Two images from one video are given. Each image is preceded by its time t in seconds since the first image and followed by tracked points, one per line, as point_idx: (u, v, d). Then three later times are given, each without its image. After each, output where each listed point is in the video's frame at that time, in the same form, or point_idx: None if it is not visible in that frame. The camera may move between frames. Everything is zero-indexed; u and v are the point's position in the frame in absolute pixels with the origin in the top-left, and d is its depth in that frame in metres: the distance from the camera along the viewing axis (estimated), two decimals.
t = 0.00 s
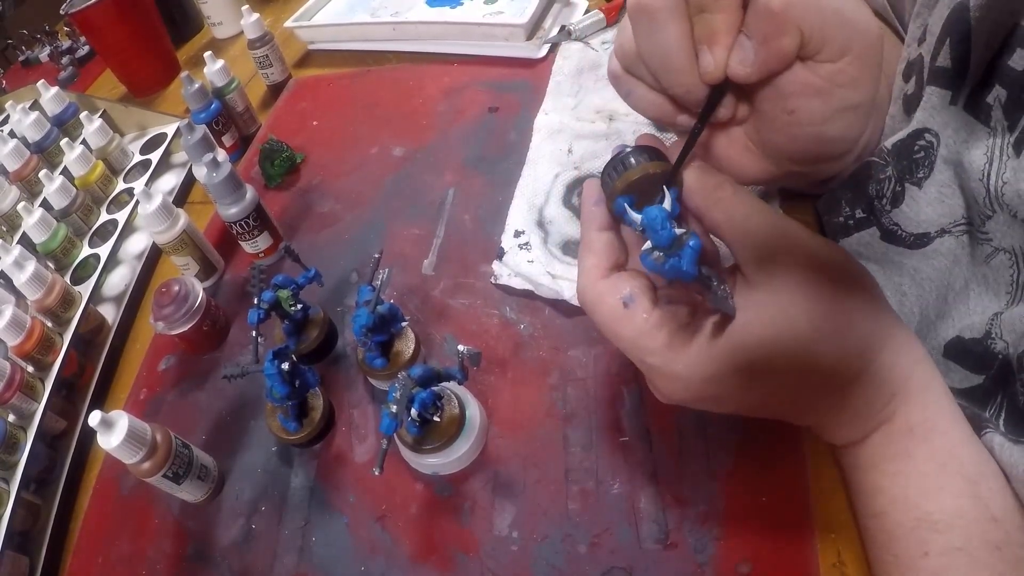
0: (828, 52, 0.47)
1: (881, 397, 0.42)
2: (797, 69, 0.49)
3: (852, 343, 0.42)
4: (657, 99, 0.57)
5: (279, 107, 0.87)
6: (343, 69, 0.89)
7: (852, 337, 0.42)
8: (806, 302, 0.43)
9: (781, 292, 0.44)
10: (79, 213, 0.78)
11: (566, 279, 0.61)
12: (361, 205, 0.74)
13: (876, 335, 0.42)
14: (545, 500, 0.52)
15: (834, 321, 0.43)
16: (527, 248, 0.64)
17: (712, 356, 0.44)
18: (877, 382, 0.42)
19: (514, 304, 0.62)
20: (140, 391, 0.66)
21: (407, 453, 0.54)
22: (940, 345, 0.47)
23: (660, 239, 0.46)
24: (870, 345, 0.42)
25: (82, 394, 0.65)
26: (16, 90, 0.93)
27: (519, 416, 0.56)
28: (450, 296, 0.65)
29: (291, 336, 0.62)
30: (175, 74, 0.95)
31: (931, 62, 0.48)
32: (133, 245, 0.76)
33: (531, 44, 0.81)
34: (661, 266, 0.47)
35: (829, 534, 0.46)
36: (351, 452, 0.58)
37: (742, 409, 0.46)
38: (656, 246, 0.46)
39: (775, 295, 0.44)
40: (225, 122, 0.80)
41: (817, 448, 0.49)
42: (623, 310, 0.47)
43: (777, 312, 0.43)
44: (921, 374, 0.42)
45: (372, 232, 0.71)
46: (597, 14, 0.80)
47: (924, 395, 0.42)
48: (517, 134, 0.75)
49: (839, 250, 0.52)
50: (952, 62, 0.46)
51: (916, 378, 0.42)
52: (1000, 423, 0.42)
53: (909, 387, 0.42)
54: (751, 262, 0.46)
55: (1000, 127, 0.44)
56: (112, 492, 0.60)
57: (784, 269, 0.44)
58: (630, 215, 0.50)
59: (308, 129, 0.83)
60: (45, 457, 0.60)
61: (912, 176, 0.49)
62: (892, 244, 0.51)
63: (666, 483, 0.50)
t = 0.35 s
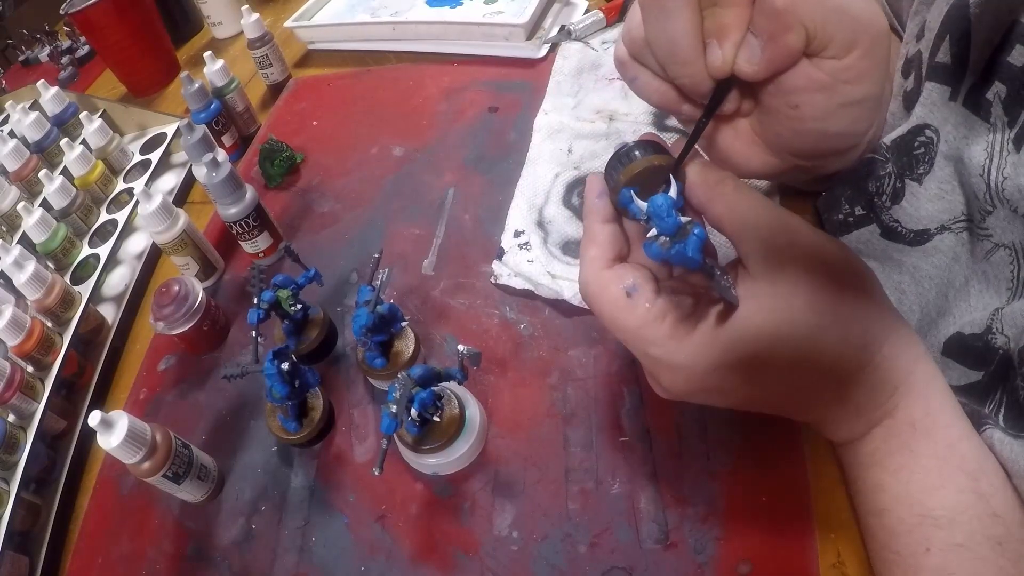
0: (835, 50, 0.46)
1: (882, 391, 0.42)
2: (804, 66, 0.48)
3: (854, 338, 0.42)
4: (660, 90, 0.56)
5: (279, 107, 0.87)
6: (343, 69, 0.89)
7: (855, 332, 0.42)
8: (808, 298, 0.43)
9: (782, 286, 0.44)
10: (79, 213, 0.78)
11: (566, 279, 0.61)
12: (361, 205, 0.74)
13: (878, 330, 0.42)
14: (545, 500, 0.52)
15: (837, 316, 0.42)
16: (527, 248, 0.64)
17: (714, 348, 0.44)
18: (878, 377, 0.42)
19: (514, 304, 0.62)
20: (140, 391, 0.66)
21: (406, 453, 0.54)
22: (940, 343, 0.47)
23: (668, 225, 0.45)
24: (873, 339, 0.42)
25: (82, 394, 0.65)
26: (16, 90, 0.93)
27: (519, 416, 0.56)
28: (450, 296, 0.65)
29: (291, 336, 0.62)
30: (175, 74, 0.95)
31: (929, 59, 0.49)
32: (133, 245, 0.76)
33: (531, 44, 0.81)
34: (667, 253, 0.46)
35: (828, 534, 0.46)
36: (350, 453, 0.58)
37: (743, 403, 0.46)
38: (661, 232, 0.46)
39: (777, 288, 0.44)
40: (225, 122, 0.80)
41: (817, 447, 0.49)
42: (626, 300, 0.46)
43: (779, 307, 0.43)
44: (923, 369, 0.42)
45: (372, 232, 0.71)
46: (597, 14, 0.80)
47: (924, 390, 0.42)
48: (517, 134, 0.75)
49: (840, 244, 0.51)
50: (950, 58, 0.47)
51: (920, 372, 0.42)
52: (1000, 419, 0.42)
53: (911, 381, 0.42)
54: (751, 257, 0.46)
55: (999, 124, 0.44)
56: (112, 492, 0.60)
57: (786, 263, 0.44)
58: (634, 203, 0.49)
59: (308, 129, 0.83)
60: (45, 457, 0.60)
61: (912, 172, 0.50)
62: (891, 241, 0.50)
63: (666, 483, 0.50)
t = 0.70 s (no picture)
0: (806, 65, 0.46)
1: (883, 389, 0.42)
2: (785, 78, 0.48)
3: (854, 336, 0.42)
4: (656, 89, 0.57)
5: (279, 107, 0.87)
6: (342, 69, 0.90)
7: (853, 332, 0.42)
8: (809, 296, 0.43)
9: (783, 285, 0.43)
10: (79, 213, 0.78)
11: (566, 279, 0.61)
12: (361, 205, 0.74)
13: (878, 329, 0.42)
14: (545, 500, 0.52)
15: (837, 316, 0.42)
16: (527, 248, 0.64)
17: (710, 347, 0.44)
18: (879, 377, 0.42)
19: (514, 304, 0.62)
20: (140, 391, 0.66)
21: (406, 453, 0.54)
22: (940, 342, 0.47)
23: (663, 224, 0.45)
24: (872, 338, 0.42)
25: (82, 394, 0.65)
26: (16, 90, 0.93)
27: (519, 416, 0.56)
28: (450, 296, 0.65)
29: (291, 336, 0.62)
30: (175, 74, 0.95)
31: (931, 61, 0.49)
32: (133, 245, 0.76)
33: (531, 44, 0.81)
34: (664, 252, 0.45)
35: (828, 534, 0.46)
36: (351, 453, 0.58)
37: (743, 402, 0.46)
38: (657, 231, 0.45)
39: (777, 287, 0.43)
40: (225, 122, 0.80)
41: (817, 447, 0.49)
42: (630, 297, 0.47)
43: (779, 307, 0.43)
44: (922, 368, 0.42)
45: (372, 232, 0.71)
46: (597, 14, 0.80)
47: (923, 389, 0.42)
48: (517, 134, 0.75)
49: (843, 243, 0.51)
50: (950, 60, 0.47)
51: (920, 371, 0.42)
52: (1000, 419, 0.42)
53: (911, 379, 0.42)
54: (749, 256, 0.45)
55: (998, 125, 0.44)
56: (112, 492, 0.60)
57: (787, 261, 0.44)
58: (630, 205, 0.49)
59: (308, 129, 0.83)
60: (45, 457, 0.60)
61: (912, 173, 0.49)
62: (892, 240, 0.50)
63: (666, 483, 0.50)
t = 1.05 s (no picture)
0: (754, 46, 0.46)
1: (873, 406, 0.40)
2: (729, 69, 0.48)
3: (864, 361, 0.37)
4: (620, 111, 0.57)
5: (279, 107, 0.87)
6: (343, 69, 0.90)
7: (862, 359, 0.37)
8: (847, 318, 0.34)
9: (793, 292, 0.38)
10: (79, 213, 0.77)
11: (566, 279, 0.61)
12: (361, 205, 0.74)
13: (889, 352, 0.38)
14: (545, 500, 0.52)
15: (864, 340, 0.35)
16: (527, 248, 0.64)
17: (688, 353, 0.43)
18: (877, 395, 0.40)
19: (513, 304, 0.62)
20: (140, 391, 0.66)
21: (407, 453, 0.54)
22: (944, 343, 0.47)
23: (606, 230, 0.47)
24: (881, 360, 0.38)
25: (82, 394, 0.65)
26: (17, 90, 0.93)
27: (519, 416, 0.56)
28: (450, 296, 0.65)
29: (291, 337, 0.62)
30: (175, 74, 0.95)
31: (935, 56, 0.48)
32: (133, 245, 0.76)
33: (531, 44, 0.81)
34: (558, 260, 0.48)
35: (828, 534, 0.46)
36: (351, 453, 0.58)
37: (730, 399, 0.45)
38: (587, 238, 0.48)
39: (813, 304, 0.33)
40: (225, 122, 0.80)
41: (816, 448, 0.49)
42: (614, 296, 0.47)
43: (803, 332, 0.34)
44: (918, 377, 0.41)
45: (372, 232, 0.71)
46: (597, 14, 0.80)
47: (922, 396, 0.40)
48: (517, 134, 0.75)
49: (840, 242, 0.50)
50: (957, 55, 0.46)
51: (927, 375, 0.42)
52: (1002, 422, 0.42)
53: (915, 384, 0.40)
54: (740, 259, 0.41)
55: (1007, 120, 0.45)
56: (112, 492, 0.60)
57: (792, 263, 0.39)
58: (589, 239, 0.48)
59: (308, 129, 0.83)
60: (46, 457, 0.60)
61: (917, 166, 0.49)
62: (896, 236, 0.50)
63: (666, 483, 0.50)
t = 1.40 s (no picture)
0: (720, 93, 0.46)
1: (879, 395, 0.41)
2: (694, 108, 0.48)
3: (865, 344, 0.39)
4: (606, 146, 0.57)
5: (279, 107, 0.87)
6: (343, 69, 0.89)
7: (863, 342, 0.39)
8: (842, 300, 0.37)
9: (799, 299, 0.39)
10: (79, 213, 0.77)
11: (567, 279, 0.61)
12: (361, 205, 0.74)
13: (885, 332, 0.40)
14: (545, 500, 0.52)
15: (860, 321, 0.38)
16: (528, 248, 0.64)
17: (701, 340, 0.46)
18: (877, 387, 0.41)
19: (514, 305, 0.62)
20: (140, 391, 0.66)
21: (407, 453, 0.54)
22: (948, 346, 0.46)
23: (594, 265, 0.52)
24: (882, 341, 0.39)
25: (82, 394, 0.65)
26: (16, 90, 0.93)
27: (519, 416, 0.56)
28: (450, 296, 0.65)
29: (291, 337, 0.62)
30: (175, 74, 0.95)
31: (946, 53, 0.47)
32: (133, 245, 0.76)
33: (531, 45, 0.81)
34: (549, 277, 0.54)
35: (828, 534, 0.46)
36: (351, 453, 0.58)
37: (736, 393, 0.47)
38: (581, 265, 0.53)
39: (810, 287, 0.36)
40: (225, 122, 0.80)
41: (817, 448, 0.49)
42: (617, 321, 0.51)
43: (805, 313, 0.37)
44: (923, 370, 0.41)
45: (372, 232, 0.71)
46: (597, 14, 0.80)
47: (925, 399, 0.41)
48: (517, 134, 0.75)
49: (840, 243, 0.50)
50: (969, 52, 0.45)
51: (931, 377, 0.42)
52: (1002, 427, 0.42)
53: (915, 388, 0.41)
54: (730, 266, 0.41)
55: (1019, 121, 0.44)
56: (112, 492, 0.60)
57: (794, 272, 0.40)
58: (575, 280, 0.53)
59: (309, 129, 0.83)
60: (45, 457, 0.60)
61: (927, 166, 0.49)
62: (902, 236, 0.50)
63: (666, 483, 0.50)
